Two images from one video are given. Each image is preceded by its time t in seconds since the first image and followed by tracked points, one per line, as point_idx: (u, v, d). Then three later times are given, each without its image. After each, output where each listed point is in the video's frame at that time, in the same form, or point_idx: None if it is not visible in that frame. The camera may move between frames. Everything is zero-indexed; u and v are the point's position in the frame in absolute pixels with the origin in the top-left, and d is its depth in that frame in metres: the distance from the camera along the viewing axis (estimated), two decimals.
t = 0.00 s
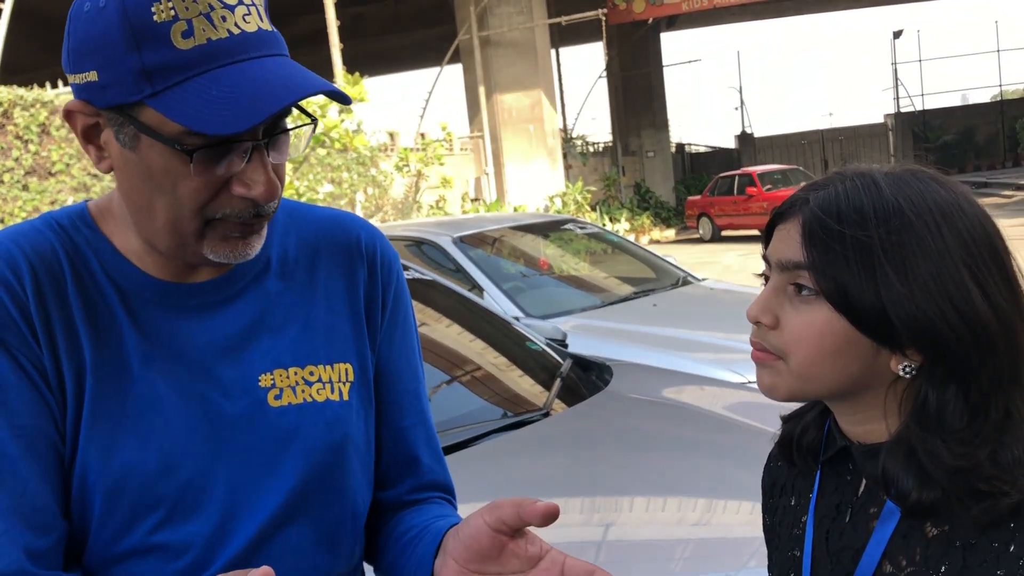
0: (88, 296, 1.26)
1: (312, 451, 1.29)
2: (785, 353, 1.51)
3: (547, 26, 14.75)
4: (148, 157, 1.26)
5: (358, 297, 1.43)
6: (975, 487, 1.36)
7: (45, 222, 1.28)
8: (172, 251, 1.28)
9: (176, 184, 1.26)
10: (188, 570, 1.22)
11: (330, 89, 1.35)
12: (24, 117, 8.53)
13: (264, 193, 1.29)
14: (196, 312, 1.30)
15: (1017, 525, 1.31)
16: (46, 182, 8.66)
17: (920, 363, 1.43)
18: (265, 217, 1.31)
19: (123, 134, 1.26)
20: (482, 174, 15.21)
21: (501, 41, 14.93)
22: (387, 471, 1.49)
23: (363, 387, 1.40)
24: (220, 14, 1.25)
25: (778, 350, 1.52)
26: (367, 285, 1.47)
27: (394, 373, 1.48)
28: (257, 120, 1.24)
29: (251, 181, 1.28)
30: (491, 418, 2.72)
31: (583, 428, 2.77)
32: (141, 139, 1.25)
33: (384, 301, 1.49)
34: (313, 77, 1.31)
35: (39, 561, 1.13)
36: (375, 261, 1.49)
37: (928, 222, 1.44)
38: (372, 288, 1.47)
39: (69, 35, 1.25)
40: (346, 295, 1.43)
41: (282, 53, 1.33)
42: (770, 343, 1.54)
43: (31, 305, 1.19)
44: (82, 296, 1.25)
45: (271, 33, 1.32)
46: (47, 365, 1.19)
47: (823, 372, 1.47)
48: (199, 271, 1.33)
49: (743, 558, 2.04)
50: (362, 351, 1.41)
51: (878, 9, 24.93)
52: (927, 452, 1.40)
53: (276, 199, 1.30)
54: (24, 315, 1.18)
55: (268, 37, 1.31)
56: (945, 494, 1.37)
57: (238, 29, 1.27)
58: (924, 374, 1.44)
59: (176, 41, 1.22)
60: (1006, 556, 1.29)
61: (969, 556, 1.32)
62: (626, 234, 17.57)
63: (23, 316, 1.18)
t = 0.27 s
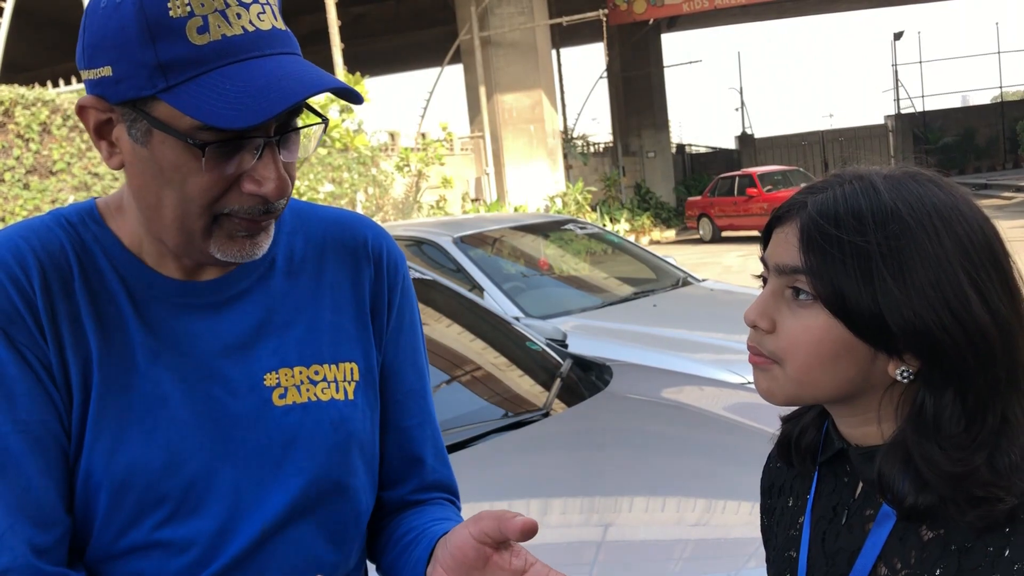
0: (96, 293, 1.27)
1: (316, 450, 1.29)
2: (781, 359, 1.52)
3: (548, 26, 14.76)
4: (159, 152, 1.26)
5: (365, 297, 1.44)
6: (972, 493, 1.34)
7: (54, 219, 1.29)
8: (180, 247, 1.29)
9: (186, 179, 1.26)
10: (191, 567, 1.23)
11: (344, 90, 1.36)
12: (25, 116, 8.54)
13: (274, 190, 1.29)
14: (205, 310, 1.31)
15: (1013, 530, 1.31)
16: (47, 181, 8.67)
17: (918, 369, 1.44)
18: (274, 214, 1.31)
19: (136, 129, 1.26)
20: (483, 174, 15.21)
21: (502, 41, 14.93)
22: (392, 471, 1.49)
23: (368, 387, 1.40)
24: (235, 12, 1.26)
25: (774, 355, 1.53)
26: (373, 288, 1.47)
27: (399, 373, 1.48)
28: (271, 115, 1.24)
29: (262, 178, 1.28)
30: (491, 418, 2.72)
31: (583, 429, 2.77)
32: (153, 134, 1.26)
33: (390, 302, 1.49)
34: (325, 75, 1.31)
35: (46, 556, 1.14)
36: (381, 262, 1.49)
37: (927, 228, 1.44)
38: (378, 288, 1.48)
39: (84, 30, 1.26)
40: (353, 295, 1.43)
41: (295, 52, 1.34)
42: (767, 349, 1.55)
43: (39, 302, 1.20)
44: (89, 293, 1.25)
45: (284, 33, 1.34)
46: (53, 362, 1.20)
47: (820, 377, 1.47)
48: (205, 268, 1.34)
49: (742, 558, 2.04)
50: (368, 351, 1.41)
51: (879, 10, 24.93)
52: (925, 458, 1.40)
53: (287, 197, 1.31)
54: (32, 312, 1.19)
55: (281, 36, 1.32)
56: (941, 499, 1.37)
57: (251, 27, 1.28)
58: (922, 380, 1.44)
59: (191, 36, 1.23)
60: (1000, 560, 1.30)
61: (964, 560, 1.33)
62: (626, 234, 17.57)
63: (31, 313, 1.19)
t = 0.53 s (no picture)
0: (94, 288, 1.26)
1: (316, 444, 1.29)
2: (778, 358, 1.51)
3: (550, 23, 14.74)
4: (162, 141, 1.26)
5: (367, 292, 1.44)
6: (959, 489, 1.35)
7: (54, 212, 1.28)
8: (180, 239, 1.29)
9: (188, 169, 1.26)
10: (188, 563, 1.22)
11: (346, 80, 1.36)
12: (25, 110, 8.54)
13: (277, 181, 1.29)
14: (206, 303, 1.31)
15: (1004, 529, 1.31)
16: (47, 175, 8.67)
17: (917, 366, 1.43)
18: (275, 206, 1.31)
19: (139, 117, 1.26)
20: (483, 172, 15.20)
21: (503, 38, 14.92)
22: (392, 466, 1.49)
23: (369, 381, 1.41)
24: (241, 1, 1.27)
25: (772, 355, 1.53)
26: (374, 283, 1.47)
27: (400, 368, 1.48)
28: (273, 105, 1.24)
29: (264, 169, 1.29)
30: (489, 415, 2.72)
31: (582, 426, 2.77)
32: (156, 123, 1.26)
33: (391, 296, 1.50)
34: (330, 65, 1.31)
35: (35, 551, 1.14)
36: (382, 256, 1.49)
37: (927, 225, 1.43)
38: (380, 282, 1.48)
39: (88, 18, 1.25)
40: (355, 289, 1.43)
41: (301, 44, 1.34)
42: (764, 349, 1.54)
43: (37, 295, 1.19)
44: (87, 288, 1.25)
45: (289, 24, 1.34)
46: (50, 356, 1.19)
47: (816, 376, 1.47)
48: (207, 261, 1.34)
49: (740, 556, 2.04)
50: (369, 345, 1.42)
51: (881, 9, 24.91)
52: (917, 455, 1.39)
53: (289, 188, 1.31)
54: (29, 306, 1.18)
55: (287, 27, 1.33)
56: (930, 495, 1.37)
57: (257, 17, 1.29)
58: (920, 379, 1.44)
59: (196, 25, 1.23)
60: (987, 558, 1.30)
61: (952, 557, 1.33)
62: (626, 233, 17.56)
63: (29, 307, 1.18)
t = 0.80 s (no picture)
0: (95, 268, 1.26)
1: (312, 426, 1.30)
2: (785, 351, 1.50)
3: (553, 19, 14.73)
4: (192, 92, 1.27)
5: (367, 276, 1.45)
6: (956, 482, 1.35)
7: (52, 194, 1.29)
8: (213, 197, 1.29)
9: (224, 116, 1.26)
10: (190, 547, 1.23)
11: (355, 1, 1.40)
12: (28, 101, 8.56)
13: (311, 117, 1.31)
14: (203, 285, 1.30)
15: (999, 523, 1.31)
16: (49, 167, 8.68)
17: (917, 360, 1.43)
18: (307, 146, 1.33)
19: (165, 74, 1.27)
20: (486, 167, 15.20)
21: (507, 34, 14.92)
22: (398, 448, 1.49)
23: (367, 363, 1.42)
24: None
25: (778, 348, 1.51)
26: (375, 264, 1.48)
27: (399, 352, 1.49)
28: (302, 27, 1.26)
29: (298, 106, 1.30)
30: (489, 408, 2.72)
31: (582, 420, 2.77)
32: (186, 75, 1.26)
33: (389, 277, 1.51)
34: None
35: (36, 534, 1.12)
36: (380, 240, 1.50)
37: (928, 219, 1.43)
38: (379, 265, 1.49)
39: None
40: (356, 272, 1.44)
41: None
42: (770, 344, 1.52)
43: (37, 273, 1.20)
44: (87, 267, 1.25)
45: None
46: (50, 335, 1.19)
47: (817, 370, 1.47)
48: (216, 235, 1.34)
49: (739, 552, 2.04)
50: (368, 327, 1.43)
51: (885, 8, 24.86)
52: (915, 450, 1.39)
53: (321, 124, 1.33)
54: (29, 285, 1.19)
55: None
56: (928, 487, 1.37)
57: None
58: (919, 373, 1.43)
59: None
60: (984, 551, 1.30)
61: (949, 550, 1.33)
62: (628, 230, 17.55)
63: (28, 286, 1.18)
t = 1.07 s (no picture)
0: (104, 253, 1.26)
1: (314, 414, 1.30)
2: (790, 338, 1.52)
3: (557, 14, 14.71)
4: (205, 90, 1.27)
5: (361, 265, 1.46)
6: (960, 483, 1.35)
7: (50, 175, 1.29)
8: (204, 193, 1.29)
9: (230, 117, 1.27)
10: (200, 535, 1.23)
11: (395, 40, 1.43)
12: (31, 93, 8.57)
13: (315, 134, 1.34)
14: (204, 275, 1.31)
15: (1003, 522, 1.31)
16: (53, 159, 8.68)
17: (921, 358, 1.44)
18: (301, 159, 1.34)
19: (183, 65, 1.26)
20: (488, 162, 15.20)
21: (510, 28, 14.89)
22: (383, 438, 1.51)
23: (363, 351, 1.43)
24: None
25: (783, 334, 1.53)
26: (367, 248, 1.49)
27: (393, 340, 1.50)
28: (319, 56, 1.28)
29: (305, 122, 1.32)
30: (491, 403, 2.73)
31: (584, 416, 2.78)
32: (203, 69, 1.26)
33: (383, 264, 1.52)
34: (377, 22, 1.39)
35: (62, 523, 1.15)
36: (375, 228, 1.51)
37: (943, 217, 1.43)
38: (373, 253, 1.50)
39: None
40: (348, 262, 1.44)
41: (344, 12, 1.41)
42: (775, 328, 1.55)
43: (47, 259, 1.20)
44: (95, 253, 1.25)
45: None
46: (61, 322, 1.19)
47: (822, 362, 1.48)
48: (209, 227, 1.34)
49: (739, 549, 2.04)
50: (361, 315, 1.44)
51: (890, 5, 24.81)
52: (920, 447, 1.40)
53: (323, 142, 1.35)
54: (39, 270, 1.19)
55: None
56: (933, 488, 1.37)
57: None
58: (923, 370, 1.44)
59: None
60: (987, 551, 1.30)
61: (953, 548, 1.34)
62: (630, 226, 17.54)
63: (38, 272, 1.19)
